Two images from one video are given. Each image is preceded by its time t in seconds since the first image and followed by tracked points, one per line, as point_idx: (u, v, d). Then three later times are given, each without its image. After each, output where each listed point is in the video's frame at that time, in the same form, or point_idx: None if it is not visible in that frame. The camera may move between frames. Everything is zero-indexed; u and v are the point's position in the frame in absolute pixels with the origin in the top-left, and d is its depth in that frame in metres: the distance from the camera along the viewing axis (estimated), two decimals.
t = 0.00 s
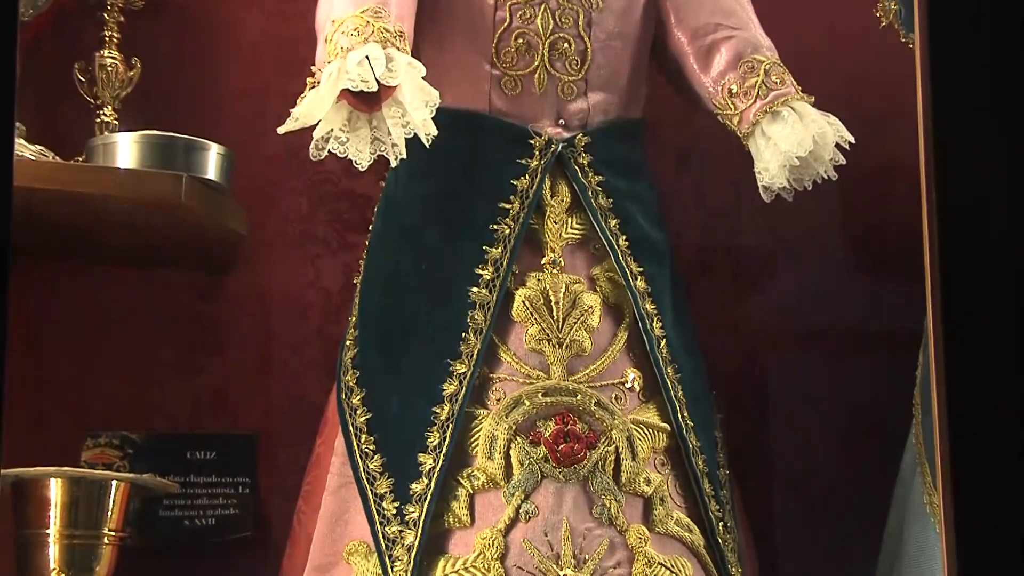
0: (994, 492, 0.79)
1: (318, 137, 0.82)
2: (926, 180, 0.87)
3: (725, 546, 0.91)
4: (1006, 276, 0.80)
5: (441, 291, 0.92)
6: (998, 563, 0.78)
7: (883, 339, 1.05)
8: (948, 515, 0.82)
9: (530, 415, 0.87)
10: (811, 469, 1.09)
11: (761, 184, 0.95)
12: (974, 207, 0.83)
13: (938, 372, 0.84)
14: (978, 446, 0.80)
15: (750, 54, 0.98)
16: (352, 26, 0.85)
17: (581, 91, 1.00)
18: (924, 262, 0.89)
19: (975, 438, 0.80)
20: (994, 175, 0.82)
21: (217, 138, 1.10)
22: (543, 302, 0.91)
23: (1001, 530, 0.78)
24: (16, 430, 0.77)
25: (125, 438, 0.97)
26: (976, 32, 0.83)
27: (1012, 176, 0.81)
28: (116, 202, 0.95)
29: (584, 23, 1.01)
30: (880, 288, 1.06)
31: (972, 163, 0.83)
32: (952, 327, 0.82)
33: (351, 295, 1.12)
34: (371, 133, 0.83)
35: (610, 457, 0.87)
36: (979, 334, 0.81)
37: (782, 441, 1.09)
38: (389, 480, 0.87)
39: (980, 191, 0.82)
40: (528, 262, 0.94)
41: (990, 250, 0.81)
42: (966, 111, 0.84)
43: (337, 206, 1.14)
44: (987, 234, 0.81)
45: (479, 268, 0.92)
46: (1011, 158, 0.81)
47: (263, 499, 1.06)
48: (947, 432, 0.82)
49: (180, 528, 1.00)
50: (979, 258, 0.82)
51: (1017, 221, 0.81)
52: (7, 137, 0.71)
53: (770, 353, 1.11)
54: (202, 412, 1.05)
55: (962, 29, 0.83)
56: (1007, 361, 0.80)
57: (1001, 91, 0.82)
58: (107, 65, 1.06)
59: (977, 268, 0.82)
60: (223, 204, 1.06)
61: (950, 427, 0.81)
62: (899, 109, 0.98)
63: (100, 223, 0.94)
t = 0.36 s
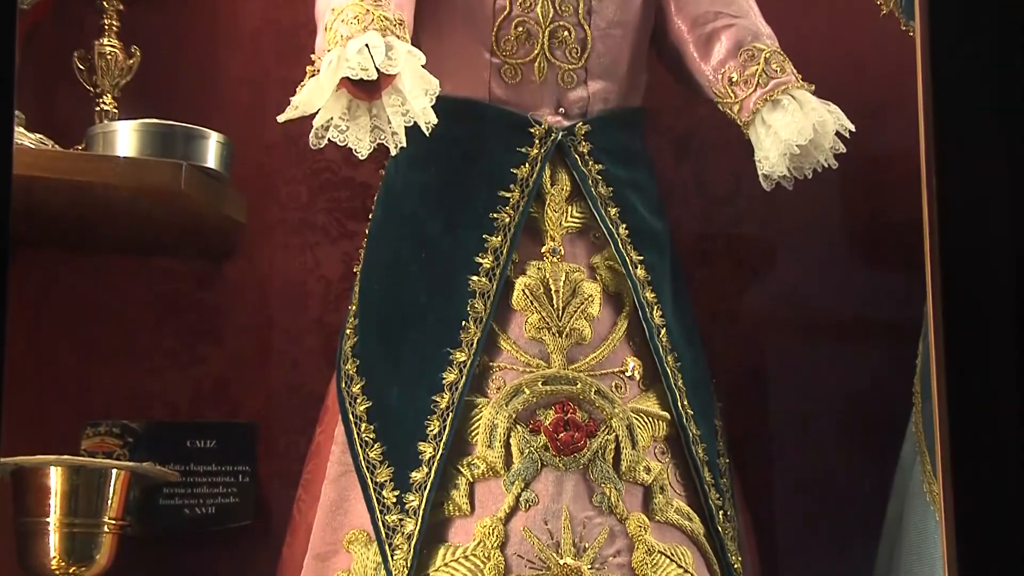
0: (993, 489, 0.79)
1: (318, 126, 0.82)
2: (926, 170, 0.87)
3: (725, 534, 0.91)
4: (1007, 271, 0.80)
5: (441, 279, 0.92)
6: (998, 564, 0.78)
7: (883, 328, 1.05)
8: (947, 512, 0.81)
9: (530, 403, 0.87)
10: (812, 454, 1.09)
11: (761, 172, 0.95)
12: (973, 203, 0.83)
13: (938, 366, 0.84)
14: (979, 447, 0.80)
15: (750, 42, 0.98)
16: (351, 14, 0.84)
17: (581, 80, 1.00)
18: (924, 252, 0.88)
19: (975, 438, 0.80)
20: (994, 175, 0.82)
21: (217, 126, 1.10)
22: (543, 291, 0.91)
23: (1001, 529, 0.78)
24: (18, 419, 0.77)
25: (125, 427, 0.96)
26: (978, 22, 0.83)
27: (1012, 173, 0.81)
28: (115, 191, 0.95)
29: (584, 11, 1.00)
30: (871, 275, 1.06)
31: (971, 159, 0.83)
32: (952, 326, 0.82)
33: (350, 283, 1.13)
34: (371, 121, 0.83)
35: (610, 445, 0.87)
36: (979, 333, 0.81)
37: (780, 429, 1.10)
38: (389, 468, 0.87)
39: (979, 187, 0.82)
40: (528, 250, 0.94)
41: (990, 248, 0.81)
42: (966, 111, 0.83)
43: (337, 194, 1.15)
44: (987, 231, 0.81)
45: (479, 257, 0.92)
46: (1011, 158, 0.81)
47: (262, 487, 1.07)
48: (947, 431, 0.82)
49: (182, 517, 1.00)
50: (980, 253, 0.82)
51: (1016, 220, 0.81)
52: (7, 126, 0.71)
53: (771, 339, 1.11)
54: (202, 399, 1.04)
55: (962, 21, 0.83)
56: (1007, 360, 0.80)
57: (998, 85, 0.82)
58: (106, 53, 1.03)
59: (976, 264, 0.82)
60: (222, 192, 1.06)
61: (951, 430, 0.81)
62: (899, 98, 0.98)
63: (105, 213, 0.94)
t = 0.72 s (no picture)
0: (992, 483, 0.79)
1: (316, 116, 0.82)
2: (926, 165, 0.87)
3: (725, 525, 0.91)
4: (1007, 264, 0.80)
5: (440, 270, 0.92)
6: (999, 564, 0.77)
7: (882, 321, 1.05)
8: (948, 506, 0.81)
9: (530, 394, 0.87)
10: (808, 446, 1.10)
11: (761, 162, 0.94)
12: (973, 197, 0.82)
13: (938, 363, 0.84)
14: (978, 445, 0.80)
15: (750, 32, 0.98)
16: (351, 4, 0.84)
17: (581, 70, 1.00)
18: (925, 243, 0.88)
19: (975, 438, 0.80)
20: (994, 175, 0.81)
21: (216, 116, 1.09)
22: (543, 281, 0.91)
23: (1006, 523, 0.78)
24: (17, 409, 0.77)
25: (125, 418, 0.98)
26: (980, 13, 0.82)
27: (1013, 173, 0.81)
28: (115, 181, 0.95)
29: (584, 2, 1.00)
30: (869, 267, 1.06)
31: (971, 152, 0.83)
32: (952, 327, 0.81)
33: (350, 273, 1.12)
34: (371, 112, 0.82)
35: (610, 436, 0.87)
36: (979, 333, 0.81)
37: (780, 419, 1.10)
38: (389, 459, 0.87)
39: (979, 180, 0.82)
40: (528, 241, 0.94)
41: (989, 245, 0.81)
42: (966, 103, 0.83)
43: (337, 184, 1.15)
44: (988, 225, 0.81)
45: (478, 247, 0.92)
46: (1011, 159, 0.81)
47: (263, 478, 1.07)
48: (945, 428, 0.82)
49: (180, 507, 1.00)
50: (979, 245, 0.81)
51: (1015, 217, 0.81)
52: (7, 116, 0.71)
53: (770, 331, 1.12)
54: (202, 390, 1.05)
55: (963, 14, 0.82)
56: (1007, 361, 0.80)
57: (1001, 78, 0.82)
58: (104, 43, 1.02)
59: (977, 259, 0.82)
60: (222, 182, 1.06)
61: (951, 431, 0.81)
62: (898, 89, 0.98)
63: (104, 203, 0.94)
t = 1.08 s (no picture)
0: (992, 479, 0.79)
1: (317, 105, 0.82)
2: (925, 158, 0.86)
3: (725, 515, 0.92)
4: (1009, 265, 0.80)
5: (441, 259, 0.92)
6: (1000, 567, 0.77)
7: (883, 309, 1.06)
8: (949, 502, 0.81)
9: (530, 383, 0.87)
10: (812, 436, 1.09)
11: (761, 152, 0.95)
12: (975, 190, 0.82)
13: (938, 352, 0.83)
14: (978, 442, 0.80)
15: (750, 22, 0.98)
16: None
17: (581, 60, 0.99)
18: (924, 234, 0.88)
19: (975, 437, 0.80)
20: (994, 176, 0.81)
21: (216, 105, 1.09)
22: (542, 271, 0.91)
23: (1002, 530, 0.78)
24: (16, 400, 0.77)
25: (124, 407, 0.97)
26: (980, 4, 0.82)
27: (1011, 173, 0.81)
28: (115, 172, 0.95)
29: None
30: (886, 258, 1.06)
31: (971, 148, 0.82)
32: (953, 314, 0.81)
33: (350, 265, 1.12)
34: (370, 101, 0.82)
35: (610, 426, 0.87)
36: (979, 328, 0.80)
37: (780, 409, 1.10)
38: (389, 448, 0.87)
39: (978, 172, 0.82)
40: (527, 231, 0.94)
41: (983, 252, 0.81)
42: (966, 94, 0.83)
43: (337, 175, 1.14)
44: (988, 219, 0.81)
45: (478, 238, 0.92)
46: (1010, 158, 0.81)
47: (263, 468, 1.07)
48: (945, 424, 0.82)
49: (180, 496, 0.99)
50: (972, 241, 0.81)
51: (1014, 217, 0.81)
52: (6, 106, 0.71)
53: (767, 319, 1.11)
54: (203, 379, 1.05)
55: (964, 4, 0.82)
56: (1007, 361, 0.80)
57: (1000, 72, 0.82)
58: (104, 33, 1.00)
59: (983, 257, 0.81)
60: (221, 172, 1.06)
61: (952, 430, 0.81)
62: (898, 79, 0.97)
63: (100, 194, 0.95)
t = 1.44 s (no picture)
0: (992, 470, 0.79)
1: (316, 91, 0.81)
2: (925, 144, 0.86)
3: (725, 500, 0.91)
4: (1004, 251, 0.80)
5: (440, 244, 0.91)
6: (1001, 558, 0.77)
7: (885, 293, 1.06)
8: (949, 493, 0.81)
9: (530, 368, 0.87)
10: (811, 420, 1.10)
11: (761, 137, 0.94)
12: (975, 177, 0.82)
13: (938, 339, 0.83)
14: (977, 431, 0.80)
15: (751, 7, 0.97)
16: None
17: (581, 44, 0.99)
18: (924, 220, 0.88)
19: (975, 427, 0.80)
20: (994, 168, 0.81)
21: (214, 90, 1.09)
22: (542, 256, 0.91)
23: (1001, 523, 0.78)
24: (15, 386, 0.77)
25: (124, 393, 0.97)
26: None
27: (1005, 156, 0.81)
28: (114, 157, 0.94)
29: None
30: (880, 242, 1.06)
31: (969, 134, 0.82)
32: (953, 302, 0.81)
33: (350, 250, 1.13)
34: (369, 86, 0.82)
35: (610, 411, 0.87)
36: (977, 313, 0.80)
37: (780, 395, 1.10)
38: (389, 433, 0.87)
39: (976, 157, 0.82)
40: (527, 216, 0.94)
41: (984, 234, 0.81)
42: (967, 80, 0.82)
43: (337, 159, 1.15)
44: (983, 205, 0.81)
45: (478, 223, 0.92)
46: (1011, 146, 0.81)
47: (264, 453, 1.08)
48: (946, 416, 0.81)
49: (179, 482, 0.99)
50: (978, 228, 0.81)
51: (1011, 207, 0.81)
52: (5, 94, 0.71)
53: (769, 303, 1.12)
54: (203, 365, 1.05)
55: None
56: (1007, 356, 0.80)
57: (998, 59, 0.82)
58: (102, 18, 0.98)
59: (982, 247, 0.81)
60: (220, 158, 1.05)
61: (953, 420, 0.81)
62: (899, 63, 0.97)
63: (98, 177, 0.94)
